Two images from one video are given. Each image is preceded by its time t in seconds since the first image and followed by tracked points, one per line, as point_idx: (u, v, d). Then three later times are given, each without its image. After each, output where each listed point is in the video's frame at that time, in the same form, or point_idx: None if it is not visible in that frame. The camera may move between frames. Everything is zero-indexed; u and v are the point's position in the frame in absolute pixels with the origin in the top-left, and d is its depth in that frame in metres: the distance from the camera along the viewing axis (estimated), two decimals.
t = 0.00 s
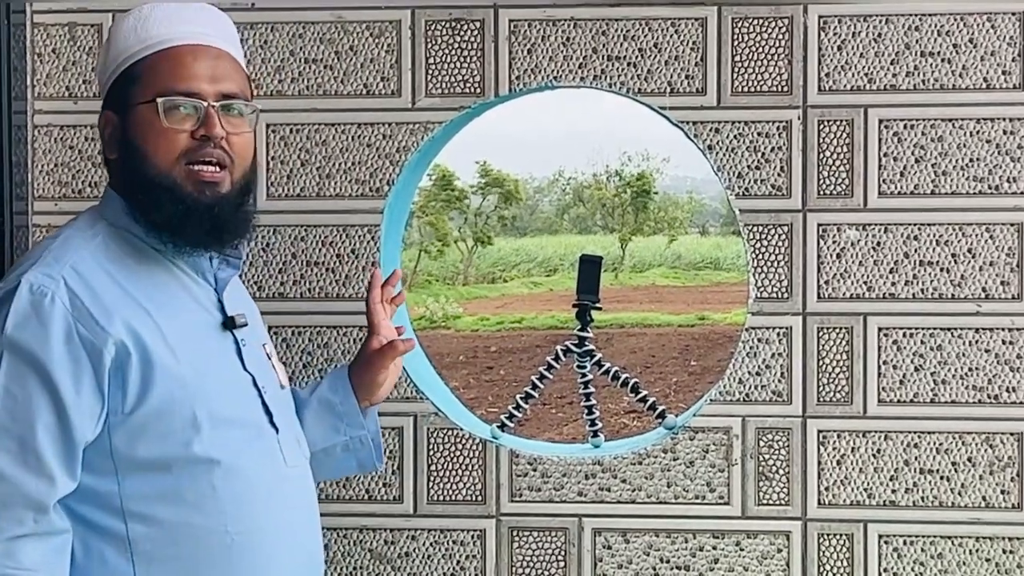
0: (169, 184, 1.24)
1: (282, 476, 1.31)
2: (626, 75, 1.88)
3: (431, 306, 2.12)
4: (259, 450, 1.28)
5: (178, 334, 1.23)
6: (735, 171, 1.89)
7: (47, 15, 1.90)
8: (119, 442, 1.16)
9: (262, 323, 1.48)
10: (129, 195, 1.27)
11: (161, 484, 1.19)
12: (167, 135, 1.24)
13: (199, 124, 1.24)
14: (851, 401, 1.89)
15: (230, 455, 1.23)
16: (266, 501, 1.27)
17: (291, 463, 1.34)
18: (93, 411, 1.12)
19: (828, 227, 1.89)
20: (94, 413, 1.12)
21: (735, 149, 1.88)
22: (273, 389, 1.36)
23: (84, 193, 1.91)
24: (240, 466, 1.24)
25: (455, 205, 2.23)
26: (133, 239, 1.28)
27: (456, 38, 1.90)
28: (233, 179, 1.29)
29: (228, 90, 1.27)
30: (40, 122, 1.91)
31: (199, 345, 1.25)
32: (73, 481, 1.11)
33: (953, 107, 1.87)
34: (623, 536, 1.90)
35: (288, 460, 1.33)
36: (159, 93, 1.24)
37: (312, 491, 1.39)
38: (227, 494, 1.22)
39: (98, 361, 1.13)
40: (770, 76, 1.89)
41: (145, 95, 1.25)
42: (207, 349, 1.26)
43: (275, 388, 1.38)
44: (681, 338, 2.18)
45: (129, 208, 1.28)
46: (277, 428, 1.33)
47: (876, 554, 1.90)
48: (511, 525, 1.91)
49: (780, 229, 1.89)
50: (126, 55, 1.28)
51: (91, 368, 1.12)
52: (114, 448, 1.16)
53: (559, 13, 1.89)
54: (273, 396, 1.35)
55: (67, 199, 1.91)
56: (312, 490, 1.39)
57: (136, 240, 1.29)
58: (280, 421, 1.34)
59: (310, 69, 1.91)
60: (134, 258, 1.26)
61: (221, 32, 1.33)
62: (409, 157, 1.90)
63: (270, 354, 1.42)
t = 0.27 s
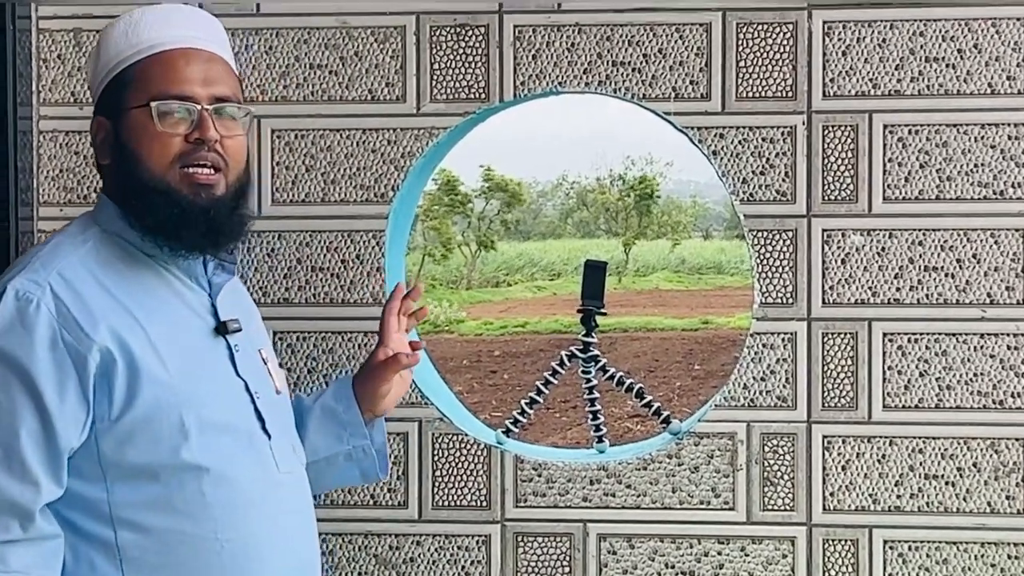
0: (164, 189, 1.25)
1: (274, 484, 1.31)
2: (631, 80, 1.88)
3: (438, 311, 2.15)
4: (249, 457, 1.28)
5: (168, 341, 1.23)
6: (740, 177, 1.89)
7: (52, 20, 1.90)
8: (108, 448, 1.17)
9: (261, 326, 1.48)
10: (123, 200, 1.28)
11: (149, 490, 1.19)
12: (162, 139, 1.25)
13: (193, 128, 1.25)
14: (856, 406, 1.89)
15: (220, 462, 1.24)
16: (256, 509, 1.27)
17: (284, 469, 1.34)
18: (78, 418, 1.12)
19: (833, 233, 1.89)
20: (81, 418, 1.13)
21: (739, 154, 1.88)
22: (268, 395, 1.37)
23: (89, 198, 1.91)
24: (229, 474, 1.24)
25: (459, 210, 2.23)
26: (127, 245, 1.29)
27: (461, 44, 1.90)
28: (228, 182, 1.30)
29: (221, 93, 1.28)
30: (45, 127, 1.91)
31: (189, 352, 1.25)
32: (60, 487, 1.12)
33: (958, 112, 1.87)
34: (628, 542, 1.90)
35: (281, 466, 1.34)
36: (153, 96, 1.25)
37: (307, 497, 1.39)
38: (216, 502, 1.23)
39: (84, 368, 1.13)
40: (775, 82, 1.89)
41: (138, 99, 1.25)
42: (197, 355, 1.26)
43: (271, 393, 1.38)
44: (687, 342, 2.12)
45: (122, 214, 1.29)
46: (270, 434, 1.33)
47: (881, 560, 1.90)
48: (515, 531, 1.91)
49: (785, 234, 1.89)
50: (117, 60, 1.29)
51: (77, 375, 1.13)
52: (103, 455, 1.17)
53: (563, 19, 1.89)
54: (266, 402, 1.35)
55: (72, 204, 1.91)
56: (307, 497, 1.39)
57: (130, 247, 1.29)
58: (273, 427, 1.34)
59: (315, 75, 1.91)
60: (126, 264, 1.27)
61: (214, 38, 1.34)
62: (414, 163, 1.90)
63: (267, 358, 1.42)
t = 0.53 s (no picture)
0: (161, 193, 1.28)
1: (260, 491, 1.32)
2: (635, 86, 1.88)
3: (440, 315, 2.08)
4: (234, 465, 1.29)
5: (152, 351, 1.26)
6: (744, 182, 1.89)
7: (56, 26, 1.91)
8: (90, 457, 1.20)
9: (260, 331, 1.50)
10: (118, 207, 1.31)
11: (131, 498, 1.22)
12: (161, 144, 1.27)
13: (192, 132, 1.27)
14: (861, 412, 1.89)
15: (202, 471, 1.25)
16: (238, 517, 1.28)
17: (272, 475, 1.35)
18: (57, 425, 1.16)
19: (837, 238, 1.89)
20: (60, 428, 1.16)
21: (743, 160, 1.89)
22: (260, 400, 1.38)
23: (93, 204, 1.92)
24: (212, 482, 1.26)
25: (462, 214, 2.14)
26: (121, 254, 1.32)
27: (465, 49, 1.90)
28: (226, 183, 1.33)
29: (217, 95, 1.30)
30: (50, 133, 1.92)
31: (174, 360, 1.27)
32: (37, 495, 1.16)
33: (962, 118, 1.87)
34: (632, 547, 1.90)
35: (269, 473, 1.35)
36: (149, 102, 1.28)
37: (298, 503, 1.40)
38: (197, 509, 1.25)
39: (62, 379, 1.16)
40: (779, 87, 1.89)
41: (134, 106, 1.28)
42: (184, 362, 1.28)
43: (263, 399, 1.39)
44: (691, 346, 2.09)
45: (117, 222, 1.32)
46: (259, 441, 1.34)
47: (886, 565, 1.90)
48: (520, 536, 1.91)
49: (789, 240, 1.89)
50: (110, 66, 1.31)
51: (55, 384, 1.16)
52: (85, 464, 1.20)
53: (567, 24, 1.89)
54: (257, 408, 1.36)
55: (77, 210, 1.92)
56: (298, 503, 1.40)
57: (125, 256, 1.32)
58: (262, 434, 1.35)
59: (319, 81, 1.91)
60: (116, 274, 1.30)
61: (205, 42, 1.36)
62: (418, 168, 1.90)
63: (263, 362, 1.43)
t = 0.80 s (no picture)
0: (164, 201, 1.31)
1: (246, 498, 1.32)
2: (639, 90, 1.88)
3: (445, 319, 2.08)
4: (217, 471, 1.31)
5: (138, 355, 1.29)
6: (749, 186, 1.89)
7: (61, 31, 1.91)
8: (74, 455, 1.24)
9: (269, 335, 1.50)
10: (121, 213, 1.34)
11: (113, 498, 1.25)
12: (165, 152, 1.30)
13: (196, 141, 1.30)
14: (866, 416, 1.89)
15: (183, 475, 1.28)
16: (219, 523, 1.29)
17: (261, 483, 1.35)
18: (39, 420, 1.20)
19: (842, 242, 1.89)
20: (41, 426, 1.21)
21: (748, 164, 1.88)
22: (254, 406, 1.38)
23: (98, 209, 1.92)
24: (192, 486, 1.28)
25: (468, 218, 2.10)
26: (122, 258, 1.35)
27: (470, 54, 1.90)
28: (229, 193, 1.36)
29: (222, 106, 1.32)
30: (54, 138, 1.92)
31: (161, 365, 1.30)
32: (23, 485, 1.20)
33: (967, 122, 1.87)
34: (637, 552, 1.90)
35: (258, 480, 1.35)
36: (152, 110, 1.30)
37: (290, 509, 1.40)
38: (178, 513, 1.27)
39: (42, 379, 1.20)
40: (784, 91, 1.89)
41: (138, 113, 1.31)
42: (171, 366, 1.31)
43: (258, 405, 1.39)
44: (696, 350, 2.07)
45: (120, 226, 1.35)
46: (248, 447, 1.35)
47: (891, 570, 1.89)
48: (525, 541, 1.91)
49: (794, 244, 1.89)
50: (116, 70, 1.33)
51: (35, 383, 1.20)
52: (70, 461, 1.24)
53: (571, 29, 1.89)
54: (249, 414, 1.37)
55: (82, 215, 1.92)
56: (291, 509, 1.40)
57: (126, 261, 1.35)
58: (252, 440, 1.36)
59: (324, 86, 1.91)
60: (113, 279, 1.33)
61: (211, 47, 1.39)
62: (423, 173, 1.90)
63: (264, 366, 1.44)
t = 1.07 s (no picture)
0: (189, 207, 1.26)
1: (258, 517, 1.28)
2: (645, 93, 1.89)
3: (451, 323, 2.08)
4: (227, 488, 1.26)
5: (152, 366, 1.25)
6: (754, 190, 1.89)
7: (67, 35, 1.91)
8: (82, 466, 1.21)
9: (302, 339, 1.44)
10: (147, 216, 1.30)
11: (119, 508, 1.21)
12: (191, 158, 1.25)
13: (222, 147, 1.25)
14: (872, 419, 1.89)
15: (189, 488, 1.23)
16: (223, 538, 1.25)
17: (274, 498, 1.30)
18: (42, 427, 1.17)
19: (848, 245, 1.88)
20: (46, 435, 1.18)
21: (754, 167, 1.88)
22: (275, 419, 1.33)
23: (103, 212, 1.92)
24: (200, 503, 1.24)
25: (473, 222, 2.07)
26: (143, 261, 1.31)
27: (475, 57, 1.90)
28: (260, 199, 1.30)
29: (251, 109, 1.27)
30: (60, 142, 1.92)
31: (174, 377, 1.25)
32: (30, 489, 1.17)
33: (973, 125, 1.87)
34: (643, 555, 1.90)
35: (273, 497, 1.30)
36: (180, 115, 1.26)
37: (308, 524, 1.35)
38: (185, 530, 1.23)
39: (48, 388, 1.17)
40: (790, 94, 1.89)
41: (165, 118, 1.26)
42: (186, 376, 1.26)
43: (279, 417, 1.34)
44: (702, 354, 2.03)
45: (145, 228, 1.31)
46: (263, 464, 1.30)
47: (897, 573, 1.89)
48: (531, 544, 1.91)
49: (799, 247, 1.89)
50: (152, 73, 1.29)
51: (41, 391, 1.17)
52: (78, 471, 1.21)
53: (577, 32, 1.89)
54: (269, 428, 1.32)
55: (87, 219, 1.92)
56: (308, 527, 1.34)
57: (149, 264, 1.31)
58: (269, 456, 1.31)
59: (329, 89, 1.91)
60: (132, 282, 1.29)
61: (252, 53, 1.35)
62: (429, 176, 1.91)
63: (290, 376, 1.37)
